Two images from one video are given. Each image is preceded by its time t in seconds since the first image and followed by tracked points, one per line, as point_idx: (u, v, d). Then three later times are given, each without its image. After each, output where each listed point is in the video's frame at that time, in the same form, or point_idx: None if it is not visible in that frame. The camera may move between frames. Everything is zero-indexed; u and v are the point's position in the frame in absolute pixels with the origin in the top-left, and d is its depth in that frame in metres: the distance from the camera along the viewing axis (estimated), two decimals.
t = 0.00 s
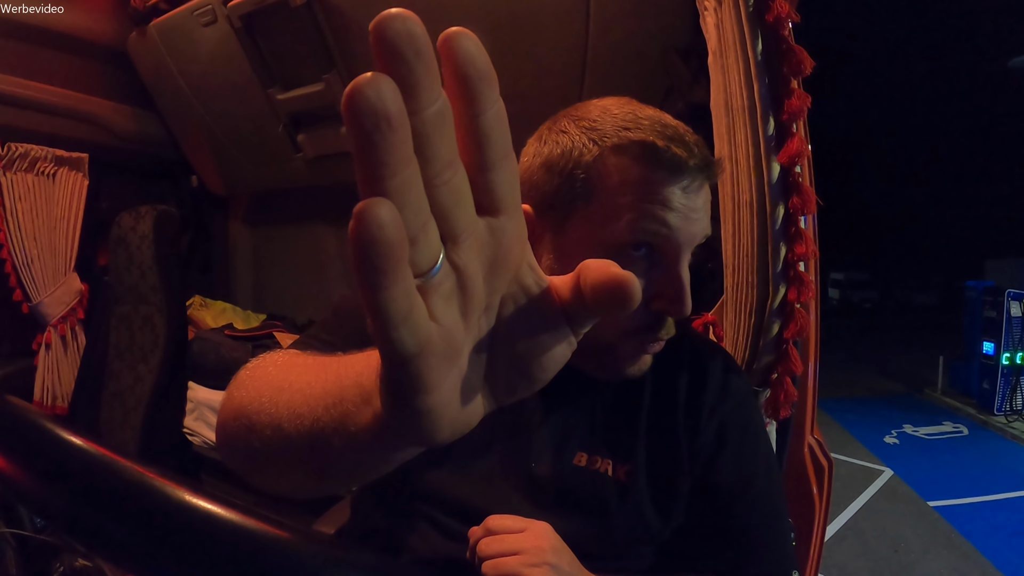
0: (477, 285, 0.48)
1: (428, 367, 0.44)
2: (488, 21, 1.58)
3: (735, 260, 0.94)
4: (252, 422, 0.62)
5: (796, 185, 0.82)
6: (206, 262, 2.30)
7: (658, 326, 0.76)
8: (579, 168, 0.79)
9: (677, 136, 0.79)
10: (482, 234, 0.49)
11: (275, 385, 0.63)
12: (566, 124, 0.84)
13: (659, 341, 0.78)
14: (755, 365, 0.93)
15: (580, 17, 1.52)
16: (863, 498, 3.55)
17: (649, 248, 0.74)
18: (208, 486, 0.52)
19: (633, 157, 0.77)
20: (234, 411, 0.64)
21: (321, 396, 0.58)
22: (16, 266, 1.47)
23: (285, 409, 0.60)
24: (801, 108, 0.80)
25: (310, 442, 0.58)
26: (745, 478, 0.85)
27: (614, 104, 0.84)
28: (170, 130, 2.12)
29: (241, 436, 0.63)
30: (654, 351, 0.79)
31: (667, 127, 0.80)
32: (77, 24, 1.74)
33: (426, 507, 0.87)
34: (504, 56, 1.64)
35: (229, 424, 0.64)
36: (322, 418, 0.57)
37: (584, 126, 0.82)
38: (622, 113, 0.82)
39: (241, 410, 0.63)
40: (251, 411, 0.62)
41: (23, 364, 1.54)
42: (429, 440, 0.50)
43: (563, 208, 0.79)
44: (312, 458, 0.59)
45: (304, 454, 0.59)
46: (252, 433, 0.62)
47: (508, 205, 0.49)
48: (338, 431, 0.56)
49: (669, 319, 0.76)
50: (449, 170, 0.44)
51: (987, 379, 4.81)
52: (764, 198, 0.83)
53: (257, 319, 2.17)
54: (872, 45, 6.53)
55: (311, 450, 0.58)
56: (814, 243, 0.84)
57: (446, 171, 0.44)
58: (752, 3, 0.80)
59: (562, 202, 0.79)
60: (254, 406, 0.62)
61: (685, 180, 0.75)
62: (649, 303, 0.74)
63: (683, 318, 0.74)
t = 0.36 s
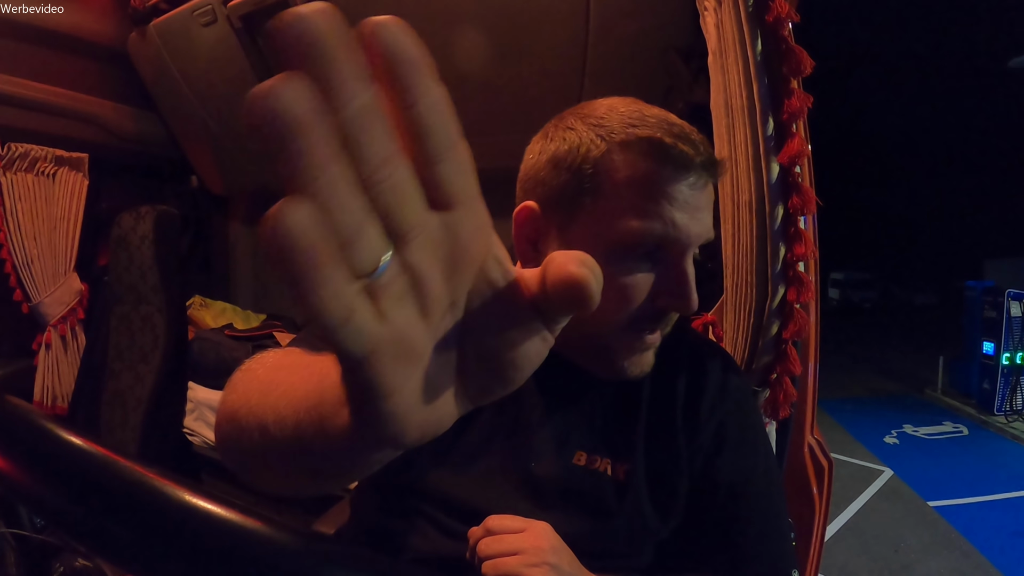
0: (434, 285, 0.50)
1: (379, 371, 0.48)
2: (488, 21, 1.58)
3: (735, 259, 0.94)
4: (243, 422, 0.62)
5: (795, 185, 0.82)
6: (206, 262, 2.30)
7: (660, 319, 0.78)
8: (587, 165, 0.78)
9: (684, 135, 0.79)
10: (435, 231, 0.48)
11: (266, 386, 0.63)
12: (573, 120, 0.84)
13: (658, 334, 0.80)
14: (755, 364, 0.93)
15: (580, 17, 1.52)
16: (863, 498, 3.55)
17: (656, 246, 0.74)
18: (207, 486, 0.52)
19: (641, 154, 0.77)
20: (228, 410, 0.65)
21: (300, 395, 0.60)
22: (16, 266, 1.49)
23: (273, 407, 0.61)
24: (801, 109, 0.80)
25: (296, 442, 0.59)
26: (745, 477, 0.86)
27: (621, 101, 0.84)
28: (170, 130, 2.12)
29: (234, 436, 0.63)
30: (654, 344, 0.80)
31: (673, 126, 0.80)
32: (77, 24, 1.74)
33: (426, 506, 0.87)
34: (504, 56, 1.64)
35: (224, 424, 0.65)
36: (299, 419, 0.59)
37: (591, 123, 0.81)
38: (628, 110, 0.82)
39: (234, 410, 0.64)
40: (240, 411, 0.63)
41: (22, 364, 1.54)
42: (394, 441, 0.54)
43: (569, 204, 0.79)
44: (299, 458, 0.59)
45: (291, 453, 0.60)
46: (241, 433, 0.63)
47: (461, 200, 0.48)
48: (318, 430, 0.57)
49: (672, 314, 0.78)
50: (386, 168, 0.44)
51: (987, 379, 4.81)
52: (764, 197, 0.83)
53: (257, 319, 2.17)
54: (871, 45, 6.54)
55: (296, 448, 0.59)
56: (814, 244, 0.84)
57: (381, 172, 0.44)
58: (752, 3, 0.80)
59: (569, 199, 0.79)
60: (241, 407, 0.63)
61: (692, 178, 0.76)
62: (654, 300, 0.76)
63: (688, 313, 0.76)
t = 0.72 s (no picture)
0: (427, 283, 0.51)
1: (377, 368, 0.48)
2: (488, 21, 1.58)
3: (736, 260, 0.94)
4: (237, 425, 0.63)
5: (797, 184, 0.82)
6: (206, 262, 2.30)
7: (664, 322, 0.78)
8: (592, 167, 0.79)
9: (690, 139, 0.79)
10: (428, 231, 0.50)
11: (259, 388, 0.64)
12: (577, 123, 0.84)
13: (661, 337, 0.80)
14: (756, 365, 0.93)
15: (579, 17, 1.52)
16: (863, 498, 3.55)
17: (660, 248, 0.75)
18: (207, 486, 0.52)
19: (646, 157, 0.77)
20: (222, 415, 0.65)
21: (295, 395, 0.60)
22: (15, 266, 1.48)
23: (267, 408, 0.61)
24: (804, 109, 0.80)
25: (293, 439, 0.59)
26: (745, 478, 0.86)
27: (624, 104, 0.84)
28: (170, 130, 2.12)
29: (229, 437, 0.63)
30: (656, 346, 0.80)
31: (677, 128, 0.79)
32: (77, 24, 1.74)
33: (425, 508, 0.87)
34: (503, 56, 1.64)
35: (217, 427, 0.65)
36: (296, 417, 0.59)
37: (595, 126, 0.82)
38: (632, 114, 0.81)
39: (229, 413, 0.64)
40: (236, 412, 0.63)
41: (22, 364, 1.54)
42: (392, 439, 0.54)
43: (574, 207, 0.79)
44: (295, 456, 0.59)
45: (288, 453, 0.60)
46: (234, 435, 0.63)
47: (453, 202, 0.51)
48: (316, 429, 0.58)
49: (674, 317, 0.78)
50: (379, 169, 0.46)
51: (987, 379, 4.81)
52: (765, 198, 0.83)
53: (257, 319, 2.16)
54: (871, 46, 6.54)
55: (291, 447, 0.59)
56: (816, 243, 0.84)
57: (374, 173, 0.45)
58: (752, 4, 0.80)
59: (573, 201, 0.79)
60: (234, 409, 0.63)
61: (696, 181, 0.76)
62: (658, 302, 0.76)
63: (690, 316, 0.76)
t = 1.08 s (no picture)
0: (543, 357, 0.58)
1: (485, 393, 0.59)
2: (487, 21, 1.58)
3: (736, 259, 0.94)
4: (249, 391, 0.65)
5: (796, 185, 0.83)
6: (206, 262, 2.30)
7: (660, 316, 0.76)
8: (583, 161, 0.77)
9: (677, 129, 0.79)
10: (509, 271, 0.52)
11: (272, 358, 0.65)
12: (569, 121, 0.84)
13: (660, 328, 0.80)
14: (756, 365, 0.93)
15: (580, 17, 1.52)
16: (862, 498, 3.56)
17: (653, 240, 0.73)
18: (208, 486, 0.52)
19: (636, 148, 0.76)
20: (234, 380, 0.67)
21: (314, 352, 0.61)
22: (15, 266, 1.48)
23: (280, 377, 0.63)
24: (803, 109, 0.81)
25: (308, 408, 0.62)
26: (746, 477, 0.85)
27: (616, 101, 0.84)
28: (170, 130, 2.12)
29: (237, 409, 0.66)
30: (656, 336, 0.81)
31: (668, 122, 0.80)
32: (76, 24, 1.75)
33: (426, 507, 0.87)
34: (503, 57, 1.64)
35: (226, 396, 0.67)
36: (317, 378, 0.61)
37: (587, 122, 0.81)
38: (623, 109, 0.82)
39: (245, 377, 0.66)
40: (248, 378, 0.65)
41: (22, 364, 1.54)
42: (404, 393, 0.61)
43: (565, 201, 0.77)
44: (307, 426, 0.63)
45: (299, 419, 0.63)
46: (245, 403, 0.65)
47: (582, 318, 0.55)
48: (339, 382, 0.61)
49: (671, 309, 0.77)
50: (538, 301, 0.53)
51: (987, 379, 4.81)
52: (765, 198, 0.82)
53: (257, 319, 2.16)
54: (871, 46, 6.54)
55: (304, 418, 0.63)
56: (815, 243, 0.85)
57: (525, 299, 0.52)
58: (752, 3, 0.80)
59: (565, 197, 0.77)
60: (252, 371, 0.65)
61: (687, 172, 0.76)
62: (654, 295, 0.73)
63: (685, 306, 0.77)
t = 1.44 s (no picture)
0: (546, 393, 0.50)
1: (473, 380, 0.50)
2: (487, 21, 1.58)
3: (732, 260, 0.94)
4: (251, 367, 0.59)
5: (790, 185, 0.83)
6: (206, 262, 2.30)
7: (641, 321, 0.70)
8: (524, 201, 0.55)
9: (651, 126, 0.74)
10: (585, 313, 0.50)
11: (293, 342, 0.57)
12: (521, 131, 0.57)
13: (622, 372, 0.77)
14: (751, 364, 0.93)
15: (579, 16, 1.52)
16: (862, 498, 3.56)
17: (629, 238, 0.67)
18: (207, 486, 0.52)
19: (580, 208, 0.53)
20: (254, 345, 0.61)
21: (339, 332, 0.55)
22: (15, 266, 1.56)
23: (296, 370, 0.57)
24: (798, 110, 0.81)
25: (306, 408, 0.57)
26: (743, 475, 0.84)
27: (586, 109, 0.55)
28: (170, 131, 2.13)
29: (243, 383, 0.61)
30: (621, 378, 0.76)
31: (625, 145, 0.53)
32: (76, 24, 1.80)
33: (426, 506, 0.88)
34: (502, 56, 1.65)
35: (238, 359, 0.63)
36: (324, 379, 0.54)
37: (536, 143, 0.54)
38: (581, 125, 0.54)
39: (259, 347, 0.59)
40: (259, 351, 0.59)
41: (23, 364, 1.55)
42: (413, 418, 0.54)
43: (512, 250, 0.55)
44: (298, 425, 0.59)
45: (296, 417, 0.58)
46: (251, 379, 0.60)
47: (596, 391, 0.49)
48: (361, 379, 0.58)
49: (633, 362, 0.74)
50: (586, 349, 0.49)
51: (987, 379, 4.80)
52: (759, 198, 0.83)
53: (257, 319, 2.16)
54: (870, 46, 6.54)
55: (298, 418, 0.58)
56: (810, 243, 0.85)
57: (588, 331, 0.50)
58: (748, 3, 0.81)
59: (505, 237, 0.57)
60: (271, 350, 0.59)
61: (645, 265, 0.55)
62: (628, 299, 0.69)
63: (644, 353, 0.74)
